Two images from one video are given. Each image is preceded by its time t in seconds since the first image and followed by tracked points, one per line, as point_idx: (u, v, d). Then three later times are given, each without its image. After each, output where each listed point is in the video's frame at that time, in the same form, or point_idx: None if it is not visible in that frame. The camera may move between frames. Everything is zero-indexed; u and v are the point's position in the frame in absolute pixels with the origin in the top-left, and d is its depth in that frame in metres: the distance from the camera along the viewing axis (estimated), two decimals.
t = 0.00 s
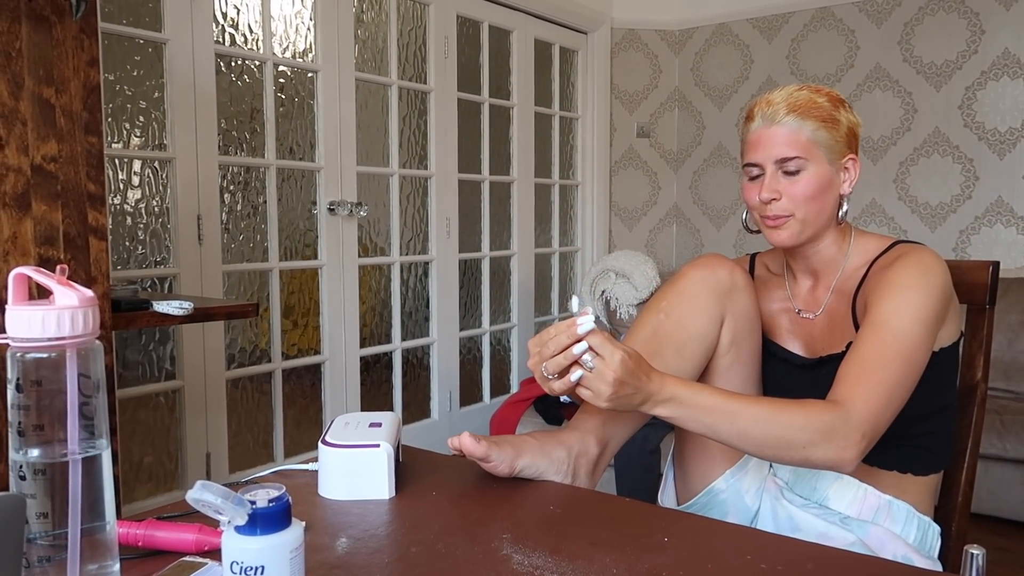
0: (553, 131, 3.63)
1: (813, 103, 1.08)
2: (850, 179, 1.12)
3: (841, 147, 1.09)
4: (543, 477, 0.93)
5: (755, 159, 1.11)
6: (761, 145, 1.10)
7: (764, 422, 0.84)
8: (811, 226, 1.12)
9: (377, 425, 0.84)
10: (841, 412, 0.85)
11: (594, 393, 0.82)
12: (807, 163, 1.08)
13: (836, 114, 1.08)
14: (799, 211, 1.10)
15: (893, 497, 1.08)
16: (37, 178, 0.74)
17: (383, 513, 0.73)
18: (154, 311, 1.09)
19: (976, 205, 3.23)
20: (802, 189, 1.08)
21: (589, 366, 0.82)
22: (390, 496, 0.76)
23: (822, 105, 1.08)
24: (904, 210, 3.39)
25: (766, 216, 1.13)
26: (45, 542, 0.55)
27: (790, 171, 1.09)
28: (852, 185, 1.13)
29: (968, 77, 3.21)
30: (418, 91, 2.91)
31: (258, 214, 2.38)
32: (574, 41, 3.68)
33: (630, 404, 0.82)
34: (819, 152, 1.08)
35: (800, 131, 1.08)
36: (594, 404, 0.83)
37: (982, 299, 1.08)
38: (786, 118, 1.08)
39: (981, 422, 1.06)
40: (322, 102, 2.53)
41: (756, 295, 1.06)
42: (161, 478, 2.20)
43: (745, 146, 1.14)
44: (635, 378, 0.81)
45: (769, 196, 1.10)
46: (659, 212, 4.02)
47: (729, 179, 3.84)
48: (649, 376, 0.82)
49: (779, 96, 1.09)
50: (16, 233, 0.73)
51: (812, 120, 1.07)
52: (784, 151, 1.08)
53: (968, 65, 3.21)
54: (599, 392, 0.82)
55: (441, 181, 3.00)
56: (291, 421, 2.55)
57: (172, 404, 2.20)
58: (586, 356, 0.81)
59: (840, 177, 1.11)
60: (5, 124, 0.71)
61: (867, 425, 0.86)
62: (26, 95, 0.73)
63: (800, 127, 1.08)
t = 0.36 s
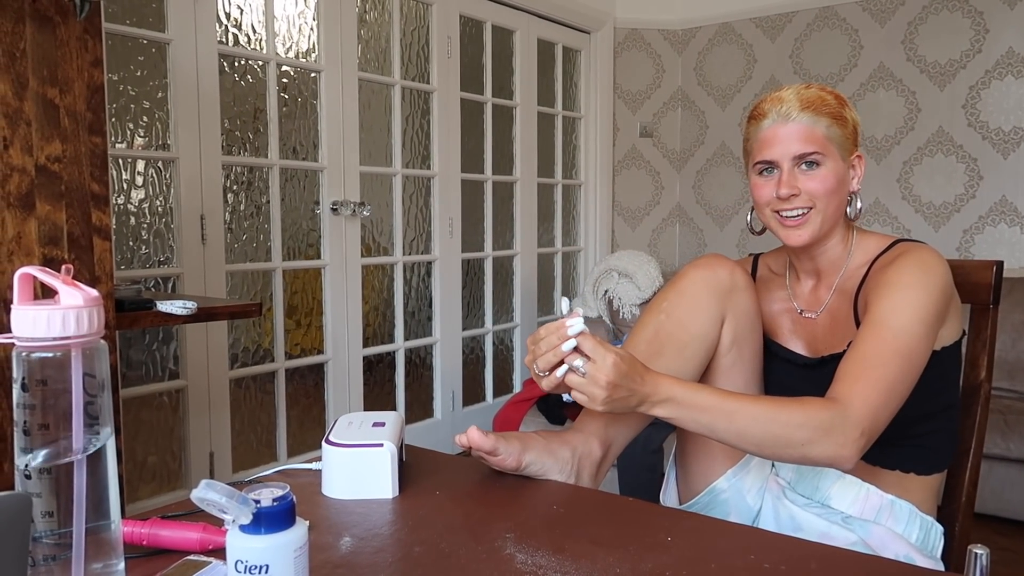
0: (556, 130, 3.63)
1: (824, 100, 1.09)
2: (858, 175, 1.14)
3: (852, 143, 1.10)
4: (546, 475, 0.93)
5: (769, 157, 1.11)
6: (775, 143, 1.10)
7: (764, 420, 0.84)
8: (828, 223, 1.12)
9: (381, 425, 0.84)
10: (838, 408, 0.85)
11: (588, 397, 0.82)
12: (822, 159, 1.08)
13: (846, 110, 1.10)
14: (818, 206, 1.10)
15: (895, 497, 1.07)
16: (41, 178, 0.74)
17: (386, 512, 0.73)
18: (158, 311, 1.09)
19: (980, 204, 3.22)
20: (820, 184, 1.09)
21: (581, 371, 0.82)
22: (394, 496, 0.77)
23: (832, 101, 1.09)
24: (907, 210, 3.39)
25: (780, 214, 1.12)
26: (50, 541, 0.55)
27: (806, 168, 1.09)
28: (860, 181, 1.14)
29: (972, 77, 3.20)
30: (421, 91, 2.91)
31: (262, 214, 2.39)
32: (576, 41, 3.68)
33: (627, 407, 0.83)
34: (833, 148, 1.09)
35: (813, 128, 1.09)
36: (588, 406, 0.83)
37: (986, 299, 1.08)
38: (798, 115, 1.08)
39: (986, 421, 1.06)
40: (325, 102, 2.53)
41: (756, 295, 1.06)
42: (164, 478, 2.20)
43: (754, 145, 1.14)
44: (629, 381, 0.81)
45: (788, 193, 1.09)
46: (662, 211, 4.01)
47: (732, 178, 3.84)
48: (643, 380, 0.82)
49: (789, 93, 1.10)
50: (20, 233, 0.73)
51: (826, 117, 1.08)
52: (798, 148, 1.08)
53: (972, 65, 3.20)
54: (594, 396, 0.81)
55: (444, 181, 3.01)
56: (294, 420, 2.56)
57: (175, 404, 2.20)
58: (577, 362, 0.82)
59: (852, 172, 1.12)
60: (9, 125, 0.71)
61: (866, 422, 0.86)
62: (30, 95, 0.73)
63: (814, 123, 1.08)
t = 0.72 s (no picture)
0: (559, 130, 3.63)
1: (818, 104, 1.07)
2: (858, 179, 1.12)
3: (848, 147, 1.08)
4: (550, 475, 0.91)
5: (762, 162, 1.10)
6: (767, 148, 1.09)
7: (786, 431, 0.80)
8: (820, 229, 1.12)
9: (383, 425, 0.84)
10: (856, 407, 0.83)
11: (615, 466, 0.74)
12: (814, 167, 1.07)
13: (841, 114, 1.07)
14: (809, 212, 1.10)
15: (899, 497, 1.07)
16: (44, 178, 0.75)
17: (389, 512, 0.73)
18: (161, 311, 1.09)
19: (984, 204, 3.21)
20: (811, 191, 1.08)
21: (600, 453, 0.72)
22: (396, 495, 0.77)
23: (828, 106, 1.07)
24: (911, 210, 3.38)
25: (772, 218, 1.12)
26: (54, 540, 0.55)
27: (797, 175, 1.08)
28: (859, 184, 1.12)
29: (975, 76, 3.20)
30: (424, 91, 2.92)
31: (265, 214, 2.39)
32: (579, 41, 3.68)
33: (651, 453, 0.77)
34: (826, 154, 1.07)
35: (806, 133, 1.07)
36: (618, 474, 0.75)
37: (990, 300, 1.08)
38: (791, 121, 1.07)
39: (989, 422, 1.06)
40: (328, 102, 2.53)
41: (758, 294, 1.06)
42: (167, 477, 2.21)
43: (749, 149, 1.13)
44: (647, 433, 0.75)
45: (777, 200, 1.09)
46: (664, 211, 4.01)
47: (734, 178, 3.83)
48: (655, 424, 0.76)
49: (784, 97, 1.08)
50: (24, 233, 0.74)
51: (819, 122, 1.06)
52: (790, 155, 1.07)
53: (976, 64, 3.19)
54: (621, 460, 0.73)
55: (446, 181, 3.01)
56: (297, 420, 2.56)
57: (178, 404, 2.21)
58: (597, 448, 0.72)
59: (848, 177, 1.10)
60: (13, 125, 0.72)
61: (885, 417, 0.84)
62: (34, 96, 0.73)
63: (806, 129, 1.06)
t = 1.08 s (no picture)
0: (564, 130, 3.63)
1: (772, 139, 1.05)
2: (829, 205, 1.09)
3: (812, 176, 1.06)
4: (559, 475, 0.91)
5: (729, 203, 1.11)
6: (730, 190, 1.10)
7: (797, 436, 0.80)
8: (796, 261, 1.11)
9: (388, 424, 0.84)
10: (789, 410, 0.90)
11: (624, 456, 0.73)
12: (775, 207, 1.06)
13: (798, 143, 1.05)
14: (779, 250, 1.09)
15: (909, 500, 1.07)
16: (50, 177, 0.75)
17: (394, 512, 0.73)
18: (166, 310, 1.09)
19: (990, 204, 3.20)
20: (777, 228, 1.08)
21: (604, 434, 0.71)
22: (401, 494, 0.76)
23: (782, 143, 1.05)
24: (916, 210, 3.37)
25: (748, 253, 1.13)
26: (59, 539, 0.55)
27: (761, 215, 1.08)
28: (832, 211, 1.10)
29: (982, 76, 3.18)
30: (429, 91, 2.91)
31: (270, 214, 2.39)
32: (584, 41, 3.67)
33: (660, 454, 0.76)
34: (787, 192, 1.06)
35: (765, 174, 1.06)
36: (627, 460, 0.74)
37: (995, 299, 1.07)
38: (748, 163, 1.06)
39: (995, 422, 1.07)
40: (333, 102, 2.53)
41: (767, 297, 1.06)
42: (173, 476, 2.21)
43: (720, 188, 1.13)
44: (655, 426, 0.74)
45: (745, 241, 1.10)
46: (669, 211, 3.99)
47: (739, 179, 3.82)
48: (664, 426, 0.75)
49: (741, 138, 1.07)
50: (30, 233, 0.74)
51: (774, 157, 1.05)
52: (751, 197, 1.07)
53: (982, 64, 3.18)
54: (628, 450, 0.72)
55: (452, 181, 3.01)
56: (302, 420, 2.56)
57: (184, 403, 2.21)
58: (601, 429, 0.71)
59: (817, 204, 1.08)
60: (19, 124, 0.72)
61: (815, 423, 0.91)
62: (40, 95, 0.73)
63: (762, 167, 1.05)
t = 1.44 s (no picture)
0: (564, 130, 3.63)
1: (782, 137, 1.05)
2: (837, 206, 1.09)
3: (821, 176, 1.06)
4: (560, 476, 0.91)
5: (735, 201, 1.11)
6: (737, 187, 1.10)
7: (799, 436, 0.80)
8: (801, 260, 1.11)
9: (388, 425, 0.84)
10: (790, 411, 0.90)
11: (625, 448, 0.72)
12: (783, 204, 1.07)
13: (808, 142, 1.05)
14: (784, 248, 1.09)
15: (909, 500, 1.07)
16: (50, 178, 0.75)
17: (394, 512, 0.73)
18: (166, 310, 1.09)
19: (990, 204, 3.20)
20: (783, 226, 1.08)
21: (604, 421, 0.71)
22: (401, 494, 0.76)
23: (793, 141, 1.05)
24: (916, 210, 3.37)
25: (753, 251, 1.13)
26: (59, 539, 0.55)
27: (768, 212, 1.08)
28: (839, 211, 1.10)
29: (982, 76, 3.18)
30: (429, 91, 2.91)
31: (270, 214, 2.39)
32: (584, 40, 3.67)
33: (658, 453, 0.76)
34: (795, 190, 1.06)
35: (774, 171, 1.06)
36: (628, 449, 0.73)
37: (995, 300, 1.07)
38: (757, 160, 1.06)
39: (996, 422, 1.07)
40: (333, 101, 2.53)
41: (767, 296, 1.06)
42: (173, 476, 2.21)
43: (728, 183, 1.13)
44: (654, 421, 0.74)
45: (751, 238, 1.10)
46: (669, 211, 3.99)
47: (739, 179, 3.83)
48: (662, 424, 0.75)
49: (752, 134, 1.07)
50: (29, 232, 0.74)
51: (784, 155, 1.05)
52: (759, 194, 1.07)
53: (982, 64, 3.18)
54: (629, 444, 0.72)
55: (452, 181, 3.01)
56: (302, 420, 2.56)
57: (184, 403, 2.21)
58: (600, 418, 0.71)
59: (825, 203, 1.08)
60: (19, 124, 0.72)
61: (816, 423, 0.91)
62: (40, 95, 0.73)
63: (771, 165, 1.05)
